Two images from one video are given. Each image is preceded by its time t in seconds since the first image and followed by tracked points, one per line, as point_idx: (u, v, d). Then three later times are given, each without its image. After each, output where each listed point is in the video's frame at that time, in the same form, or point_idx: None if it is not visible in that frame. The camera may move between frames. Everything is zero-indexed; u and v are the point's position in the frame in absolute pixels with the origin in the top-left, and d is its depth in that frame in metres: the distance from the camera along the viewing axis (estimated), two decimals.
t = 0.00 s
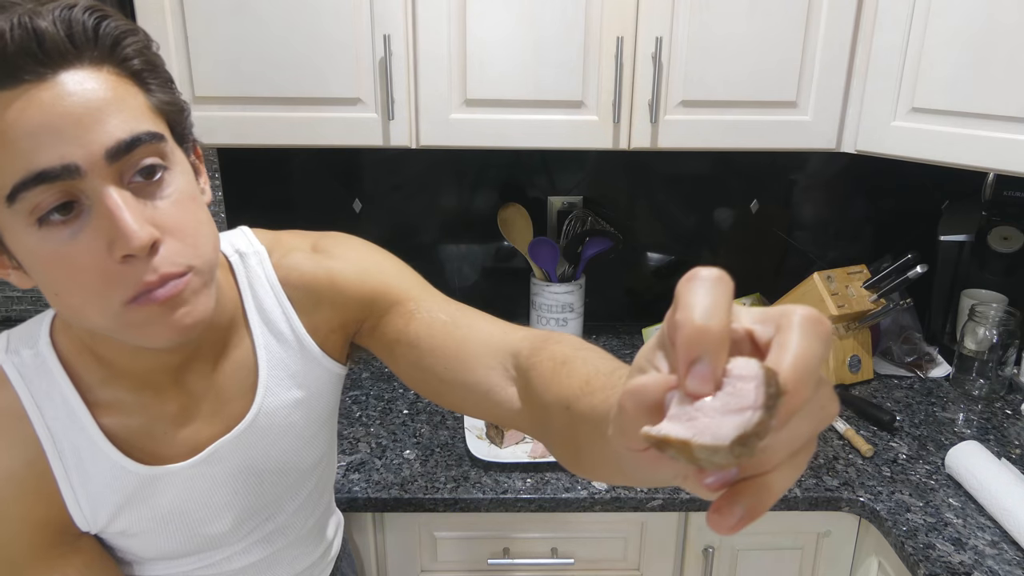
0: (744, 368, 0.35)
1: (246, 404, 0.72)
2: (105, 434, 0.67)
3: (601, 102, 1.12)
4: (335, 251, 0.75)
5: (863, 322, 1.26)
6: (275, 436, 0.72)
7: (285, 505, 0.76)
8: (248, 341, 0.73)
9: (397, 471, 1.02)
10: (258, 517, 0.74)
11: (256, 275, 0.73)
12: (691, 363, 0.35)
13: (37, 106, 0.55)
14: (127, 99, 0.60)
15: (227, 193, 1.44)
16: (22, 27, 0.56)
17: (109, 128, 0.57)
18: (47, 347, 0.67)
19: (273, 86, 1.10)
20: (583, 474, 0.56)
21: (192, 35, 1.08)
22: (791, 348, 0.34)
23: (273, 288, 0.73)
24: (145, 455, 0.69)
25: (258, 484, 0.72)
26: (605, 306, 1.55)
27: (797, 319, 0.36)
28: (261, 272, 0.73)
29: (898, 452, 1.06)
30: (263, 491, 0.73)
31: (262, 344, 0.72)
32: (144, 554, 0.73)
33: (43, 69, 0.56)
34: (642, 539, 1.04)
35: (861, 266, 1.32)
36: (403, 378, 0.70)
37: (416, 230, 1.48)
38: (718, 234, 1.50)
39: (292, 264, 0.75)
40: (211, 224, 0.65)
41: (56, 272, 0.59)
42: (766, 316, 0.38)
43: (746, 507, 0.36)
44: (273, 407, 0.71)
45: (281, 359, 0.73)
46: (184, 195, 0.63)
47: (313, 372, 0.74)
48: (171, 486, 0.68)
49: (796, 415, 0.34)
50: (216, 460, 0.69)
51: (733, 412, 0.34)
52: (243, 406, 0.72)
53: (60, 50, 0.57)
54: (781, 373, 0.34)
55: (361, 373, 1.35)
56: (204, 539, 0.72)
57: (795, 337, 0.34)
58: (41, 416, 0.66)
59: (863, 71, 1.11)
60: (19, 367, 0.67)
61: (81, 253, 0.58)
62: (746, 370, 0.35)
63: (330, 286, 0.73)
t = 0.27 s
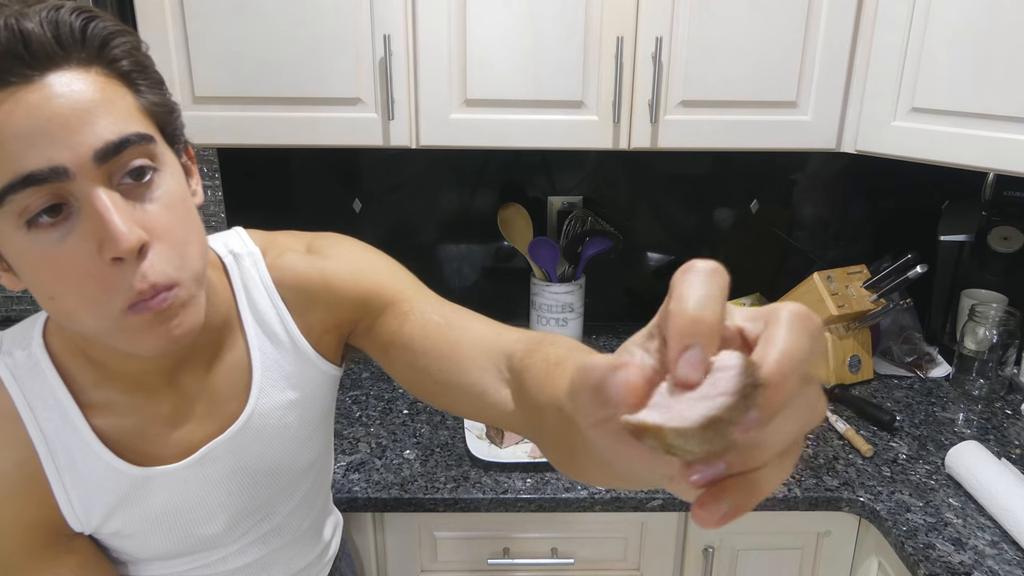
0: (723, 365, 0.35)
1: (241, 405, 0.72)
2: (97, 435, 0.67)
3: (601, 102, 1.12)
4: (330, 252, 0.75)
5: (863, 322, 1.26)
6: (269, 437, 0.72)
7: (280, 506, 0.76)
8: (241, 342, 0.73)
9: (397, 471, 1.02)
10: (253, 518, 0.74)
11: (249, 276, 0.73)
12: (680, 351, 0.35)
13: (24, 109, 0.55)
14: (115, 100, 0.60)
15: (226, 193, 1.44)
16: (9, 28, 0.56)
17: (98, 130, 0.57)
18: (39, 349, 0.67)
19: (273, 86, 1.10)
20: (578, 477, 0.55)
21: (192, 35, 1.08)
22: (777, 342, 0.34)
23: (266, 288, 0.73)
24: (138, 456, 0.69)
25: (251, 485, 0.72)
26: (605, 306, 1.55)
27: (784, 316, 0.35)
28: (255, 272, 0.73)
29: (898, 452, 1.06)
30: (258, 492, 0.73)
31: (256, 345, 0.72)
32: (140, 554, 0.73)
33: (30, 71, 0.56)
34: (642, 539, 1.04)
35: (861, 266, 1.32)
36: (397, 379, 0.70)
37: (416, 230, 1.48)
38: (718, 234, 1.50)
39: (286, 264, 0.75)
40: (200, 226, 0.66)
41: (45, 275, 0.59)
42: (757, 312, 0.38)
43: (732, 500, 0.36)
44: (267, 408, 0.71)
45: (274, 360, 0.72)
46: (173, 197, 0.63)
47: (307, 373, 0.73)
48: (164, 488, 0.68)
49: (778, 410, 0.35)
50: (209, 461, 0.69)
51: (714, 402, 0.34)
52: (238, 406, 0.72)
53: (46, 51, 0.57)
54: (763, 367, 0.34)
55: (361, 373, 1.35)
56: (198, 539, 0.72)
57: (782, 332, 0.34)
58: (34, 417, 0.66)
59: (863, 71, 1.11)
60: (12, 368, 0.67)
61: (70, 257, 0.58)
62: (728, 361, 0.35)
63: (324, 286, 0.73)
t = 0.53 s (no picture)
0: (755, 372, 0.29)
1: (235, 405, 0.72)
2: (90, 436, 0.67)
3: (601, 102, 1.12)
4: (324, 252, 0.75)
5: (863, 322, 1.26)
6: (263, 438, 0.72)
7: (276, 507, 0.76)
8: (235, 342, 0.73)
9: (397, 471, 1.02)
10: (248, 518, 0.74)
11: (243, 276, 0.73)
12: (719, 338, 0.29)
13: (11, 108, 0.55)
14: (103, 100, 0.60)
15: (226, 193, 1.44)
16: None
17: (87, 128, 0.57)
18: (32, 350, 0.67)
19: (272, 86, 1.10)
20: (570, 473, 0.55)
21: (192, 35, 1.08)
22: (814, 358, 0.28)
23: (261, 289, 0.73)
24: (132, 457, 0.69)
25: (246, 485, 0.72)
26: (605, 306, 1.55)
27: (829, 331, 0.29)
28: (249, 273, 0.73)
29: (898, 452, 1.06)
30: (253, 493, 0.73)
31: (250, 346, 0.72)
32: (136, 553, 0.73)
33: (17, 70, 0.55)
34: (642, 539, 1.04)
35: (861, 267, 1.32)
36: (391, 379, 0.70)
37: (415, 230, 1.48)
38: (718, 234, 1.50)
39: (281, 264, 0.75)
40: (191, 226, 0.65)
41: (36, 276, 0.59)
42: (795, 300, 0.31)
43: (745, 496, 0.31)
44: (261, 409, 0.71)
45: (268, 361, 0.73)
46: (164, 196, 0.63)
47: (301, 373, 0.73)
48: (158, 489, 0.68)
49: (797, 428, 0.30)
50: (203, 462, 0.69)
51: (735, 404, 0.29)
52: (233, 406, 0.72)
53: (32, 50, 0.57)
54: (794, 376, 0.28)
55: (361, 373, 1.35)
56: (193, 540, 0.72)
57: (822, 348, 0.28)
58: (28, 417, 0.66)
59: (863, 71, 1.11)
60: (5, 370, 0.67)
61: (59, 257, 0.58)
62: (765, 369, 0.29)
63: (316, 285, 0.73)
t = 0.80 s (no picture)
0: (787, 370, 0.31)
1: (231, 405, 0.72)
2: (85, 438, 0.67)
3: (601, 102, 1.12)
4: (321, 252, 0.75)
5: (863, 322, 1.26)
6: (260, 438, 0.72)
7: (273, 507, 0.76)
8: (231, 342, 0.73)
9: (397, 471, 1.02)
10: (245, 518, 0.74)
11: (239, 276, 0.73)
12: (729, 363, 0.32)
13: (6, 108, 0.55)
14: (96, 100, 0.60)
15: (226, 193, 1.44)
16: None
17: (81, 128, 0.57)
18: (27, 352, 0.67)
19: (272, 86, 1.10)
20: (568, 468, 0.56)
21: (192, 35, 1.08)
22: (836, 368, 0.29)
23: (256, 289, 0.73)
24: (127, 458, 0.69)
25: (243, 486, 0.72)
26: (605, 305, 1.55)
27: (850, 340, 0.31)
28: (244, 273, 0.73)
29: (898, 452, 1.06)
30: (250, 493, 0.73)
31: (246, 346, 0.72)
32: (133, 555, 0.73)
33: (11, 71, 0.55)
34: (642, 539, 1.04)
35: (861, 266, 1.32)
36: (389, 379, 0.70)
37: (415, 230, 1.48)
38: (718, 234, 1.50)
39: (278, 264, 0.75)
40: (187, 226, 0.65)
41: (29, 276, 0.59)
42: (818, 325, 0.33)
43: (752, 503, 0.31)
44: (257, 409, 0.72)
45: (264, 360, 0.72)
46: (159, 196, 0.63)
47: (297, 373, 0.73)
48: (154, 490, 0.68)
49: (824, 460, 0.30)
50: (199, 463, 0.69)
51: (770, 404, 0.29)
52: (230, 406, 0.72)
53: (26, 50, 0.57)
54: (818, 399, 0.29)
55: (361, 373, 1.35)
56: (190, 540, 0.72)
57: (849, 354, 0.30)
58: (22, 421, 0.66)
59: (863, 71, 1.11)
60: None
61: (53, 257, 0.58)
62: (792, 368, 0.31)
63: (311, 284, 0.73)
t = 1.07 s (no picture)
0: (797, 413, 0.32)
1: (230, 406, 0.72)
2: (83, 440, 0.67)
3: (601, 102, 1.12)
4: (318, 251, 0.75)
5: (863, 322, 1.26)
6: (258, 438, 0.72)
7: (272, 507, 0.76)
8: (228, 342, 0.73)
9: (397, 471, 1.02)
10: (244, 519, 0.74)
11: (236, 276, 0.73)
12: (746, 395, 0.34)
13: (4, 109, 0.55)
14: (94, 101, 0.60)
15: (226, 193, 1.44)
16: None
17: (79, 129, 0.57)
18: (25, 353, 0.67)
19: (272, 86, 1.10)
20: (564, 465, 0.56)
21: (192, 35, 1.08)
22: (849, 402, 0.32)
23: (254, 289, 0.73)
24: (125, 459, 0.69)
25: (241, 487, 0.72)
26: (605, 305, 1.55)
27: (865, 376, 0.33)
28: (241, 273, 0.73)
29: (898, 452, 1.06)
30: (248, 493, 0.73)
31: (244, 346, 0.72)
32: (132, 556, 0.73)
33: (8, 72, 0.55)
34: (642, 539, 1.04)
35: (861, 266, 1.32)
36: (387, 377, 0.70)
37: (415, 230, 1.48)
38: (718, 234, 1.50)
39: (275, 263, 0.75)
40: (185, 227, 0.65)
41: (26, 277, 0.59)
42: (833, 353, 0.36)
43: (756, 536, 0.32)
44: (255, 409, 0.72)
45: (261, 360, 0.72)
46: (156, 198, 0.63)
47: (295, 373, 0.73)
48: (152, 492, 0.68)
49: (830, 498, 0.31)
50: (197, 463, 0.69)
51: (777, 449, 0.31)
52: (228, 406, 0.72)
53: (23, 51, 0.57)
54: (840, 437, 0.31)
55: (361, 373, 1.35)
56: (190, 542, 0.72)
57: (861, 390, 0.32)
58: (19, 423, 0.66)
59: (863, 71, 1.11)
60: None
61: (49, 258, 0.58)
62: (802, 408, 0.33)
63: (308, 283, 0.73)
